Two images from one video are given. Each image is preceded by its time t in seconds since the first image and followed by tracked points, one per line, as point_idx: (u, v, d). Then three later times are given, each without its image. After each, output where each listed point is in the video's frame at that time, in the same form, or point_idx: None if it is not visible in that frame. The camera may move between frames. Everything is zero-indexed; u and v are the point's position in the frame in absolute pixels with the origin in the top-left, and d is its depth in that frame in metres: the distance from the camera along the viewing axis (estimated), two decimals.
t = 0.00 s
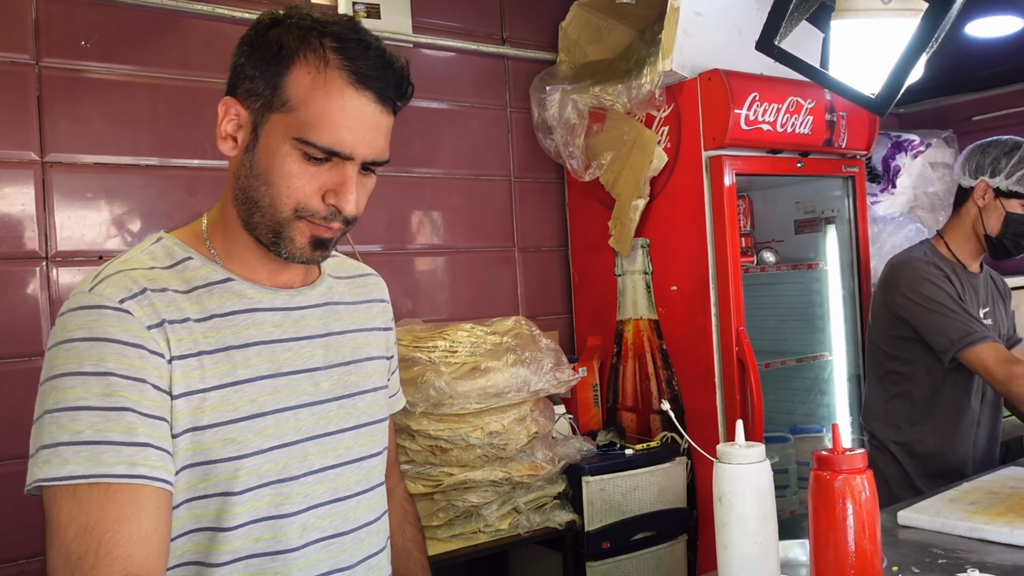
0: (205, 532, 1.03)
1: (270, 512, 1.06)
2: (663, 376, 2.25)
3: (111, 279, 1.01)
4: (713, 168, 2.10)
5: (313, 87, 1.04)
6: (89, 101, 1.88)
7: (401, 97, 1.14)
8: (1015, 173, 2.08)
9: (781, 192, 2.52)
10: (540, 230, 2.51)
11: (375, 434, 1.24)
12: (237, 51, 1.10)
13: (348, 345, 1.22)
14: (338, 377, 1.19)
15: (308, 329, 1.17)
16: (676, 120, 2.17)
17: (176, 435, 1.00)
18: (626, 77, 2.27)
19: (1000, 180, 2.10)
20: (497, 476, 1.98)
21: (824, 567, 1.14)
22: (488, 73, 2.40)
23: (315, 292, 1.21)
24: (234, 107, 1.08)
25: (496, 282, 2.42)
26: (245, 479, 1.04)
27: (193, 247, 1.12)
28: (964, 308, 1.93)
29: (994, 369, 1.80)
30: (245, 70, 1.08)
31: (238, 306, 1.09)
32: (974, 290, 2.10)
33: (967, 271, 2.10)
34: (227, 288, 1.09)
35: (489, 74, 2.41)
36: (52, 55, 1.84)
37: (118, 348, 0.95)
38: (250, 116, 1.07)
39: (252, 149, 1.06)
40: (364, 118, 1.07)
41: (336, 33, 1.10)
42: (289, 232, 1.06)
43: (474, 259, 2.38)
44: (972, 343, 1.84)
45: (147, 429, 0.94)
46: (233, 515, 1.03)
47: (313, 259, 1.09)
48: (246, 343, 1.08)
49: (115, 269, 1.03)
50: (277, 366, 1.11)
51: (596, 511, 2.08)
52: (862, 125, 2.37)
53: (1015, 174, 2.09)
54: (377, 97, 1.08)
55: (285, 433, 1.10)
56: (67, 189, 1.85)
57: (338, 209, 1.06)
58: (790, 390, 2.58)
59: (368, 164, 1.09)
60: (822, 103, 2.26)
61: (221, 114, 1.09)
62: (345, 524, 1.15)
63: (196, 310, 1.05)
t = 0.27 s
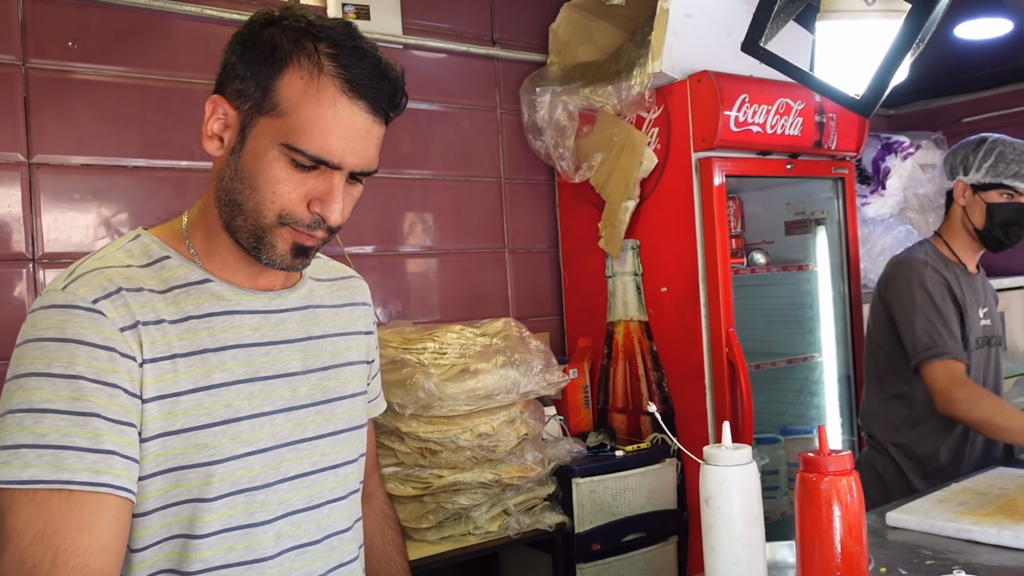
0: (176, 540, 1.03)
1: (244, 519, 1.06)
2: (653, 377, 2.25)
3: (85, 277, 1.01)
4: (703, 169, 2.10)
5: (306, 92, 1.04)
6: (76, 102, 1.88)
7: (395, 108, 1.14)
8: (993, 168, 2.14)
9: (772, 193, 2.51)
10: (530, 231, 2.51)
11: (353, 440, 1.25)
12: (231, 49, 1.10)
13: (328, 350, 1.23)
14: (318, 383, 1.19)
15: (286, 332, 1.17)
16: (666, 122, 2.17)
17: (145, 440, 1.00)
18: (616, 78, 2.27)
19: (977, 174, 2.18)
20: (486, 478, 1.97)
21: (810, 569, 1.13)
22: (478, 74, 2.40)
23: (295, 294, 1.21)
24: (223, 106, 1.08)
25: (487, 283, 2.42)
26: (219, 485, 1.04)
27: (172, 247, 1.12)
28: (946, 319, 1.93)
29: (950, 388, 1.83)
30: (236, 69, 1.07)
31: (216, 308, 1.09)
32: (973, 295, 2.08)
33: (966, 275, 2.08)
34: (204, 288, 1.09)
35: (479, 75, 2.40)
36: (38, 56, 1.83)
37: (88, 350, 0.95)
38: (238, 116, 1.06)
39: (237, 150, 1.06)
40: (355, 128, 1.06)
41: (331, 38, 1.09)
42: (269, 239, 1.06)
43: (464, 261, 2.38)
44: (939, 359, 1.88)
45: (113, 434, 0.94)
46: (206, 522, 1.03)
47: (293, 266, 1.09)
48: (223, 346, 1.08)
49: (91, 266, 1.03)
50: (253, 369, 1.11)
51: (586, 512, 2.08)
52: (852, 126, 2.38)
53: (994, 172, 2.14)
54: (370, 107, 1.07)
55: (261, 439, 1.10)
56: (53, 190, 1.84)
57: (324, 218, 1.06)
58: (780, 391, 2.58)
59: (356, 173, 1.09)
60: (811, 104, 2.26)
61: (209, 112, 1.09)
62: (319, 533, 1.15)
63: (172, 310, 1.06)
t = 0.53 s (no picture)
0: (128, 549, 1.05)
1: (196, 527, 1.09)
2: (644, 379, 2.25)
3: (32, 278, 1.02)
4: (694, 171, 2.11)
5: (275, 91, 1.05)
6: (64, 103, 1.87)
7: (362, 107, 1.16)
8: (954, 167, 2.22)
9: (763, 194, 2.51)
10: (522, 232, 2.51)
11: (309, 444, 1.28)
12: (192, 40, 1.09)
13: (285, 352, 1.27)
14: (274, 386, 1.23)
15: (242, 335, 1.20)
16: (657, 123, 2.17)
17: (97, 445, 1.02)
18: (607, 79, 2.27)
19: (933, 176, 2.26)
20: (477, 480, 1.97)
21: (799, 569, 1.12)
22: (470, 76, 2.40)
23: (251, 295, 1.24)
24: (184, 101, 1.08)
25: (479, 285, 2.42)
26: (172, 491, 1.07)
27: (123, 244, 1.14)
28: (868, 327, 2.06)
29: (841, 392, 2.07)
30: (200, 61, 1.07)
31: (169, 309, 1.12)
32: (940, 298, 2.11)
33: (925, 279, 2.12)
34: (157, 287, 1.12)
35: (471, 76, 2.40)
36: (26, 57, 1.82)
37: (34, 354, 0.96)
38: (202, 112, 1.06)
39: (199, 147, 1.06)
40: (327, 127, 1.08)
41: (300, 35, 1.11)
42: (231, 239, 1.07)
43: (455, 262, 2.38)
44: (846, 364, 2.06)
45: (62, 442, 0.95)
46: (157, 531, 1.06)
47: (250, 266, 1.11)
48: (177, 349, 1.11)
49: (38, 264, 1.05)
50: (207, 373, 1.14)
51: (578, 514, 2.08)
52: (842, 128, 2.39)
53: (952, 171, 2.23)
54: (340, 106, 1.10)
55: (216, 444, 1.13)
56: (42, 192, 1.83)
57: (289, 219, 1.08)
58: (771, 392, 2.59)
59: (322, 173, 1.11)
60: (802, 106, 2.26)
61: (169, 105, 1.08)
62: (274, 540, 1.19)
63: (123, 309, 1.08)
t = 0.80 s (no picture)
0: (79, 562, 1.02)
1: (145, 533, 1.06)
2: (637, 378, 2.25)
3: None
4: (686, 171, 2.11)
5: (218, 76, 1.02)
6: (55, 102, 1.86)
7: (311, 91, 1.14)
8: (861, 169, 2.17)
9: (755, 194, 2.51)
10: (515, 233, 2.51)
11: (256, 443, 1.27)
12: (127, 19, 1.05)
13: (228, 348, 1.25)
14: (218, 383, 1.21)
15: (186, 330, 1.18)
16: (649, 123, 2.17)
17: (35, 452, 0.97)
18: (599, 80, 2.27)
19: (851, 183, 2.21)
20: (470, 480, 1.97)
21: (791, 568, 1.12)
22: (462, 75, 2.40)
23: (193, 288, 1.22)
24: (118, 84, 1.03)
25: (471, 285, 2.42)
26: (119, 498, 1.04)
27: (55, 236, 1.08)
28: (822, 342, 1.96)
29: (805, 410, 1.96)
30: (136, 42, 1.03)
31: (107, 304, 1.08)
32: (891, 302, 2.01)
33: (875, 283, 2.02)
34: (93, 283, 1.07)
35: (463, 76, 2.40)
36: (17, 56, 1.82)
37: None
38: (138, 96, 1.02)
39: (137, 133, 1.02)
40: (271, 113, 1.05)
41: (242, 16, 1.07)
42: (173, 231, 1.04)
43: (448, 262, 2.38)
44: (806, 382, 1.96)
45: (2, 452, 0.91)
46: (105, 540, 1.02)
47: (193, 259, 1.07)
48: (119, 347, 1.07)
49: None
50: (152, 371, 1.11)
51: (570, 514, 2.08)
52: (834, 128, 2.40)
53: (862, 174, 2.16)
54: (287, 92, 1.07)
55: (162, 446, 1.10)
56: (33, 191, 1.83)
57: (234, 210, 1.05)
58: (763, 392, 2.59)
59: (269, 161, 1.08)
60: (794, 106, 2.28)
61: (101, 89, 1.03)
62: (221, 545, 1.17)
63: (58, 308, 1.03)
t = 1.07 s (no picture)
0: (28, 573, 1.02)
1: (92, 541, 1.06)
2: (631, 377, 2.25)
3: None
4: (679, 169, 2.12)
5: (155, 65, 1.00)
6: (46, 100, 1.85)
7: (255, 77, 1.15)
8: (788, 178, 2.11)
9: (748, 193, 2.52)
10: (508, 232, 2.51)
11: (200, 444, 1.28)
12: (55, 5, 1.02)
13: (168, 345, 1.25)
14: (161, 383, 1.21)
15: (126, 328, 1.17)
16: (643, 122, 2.18)
17: None
18: (593, 79, 2.27)
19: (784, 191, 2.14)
20: (464, 479, 1.97)
21: (786, 565, 1.12)
22: (455, 75, 2.40)
23: (129, 284, 1.21)
24: (45, 71, 1.00)
25: (464, 284, 2.42)
26: (66, 505, 1.04)
27: None
28: (789, 361, 1.95)
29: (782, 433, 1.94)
30: (66, 28, 1.01)
31: (41, 303, 1.06)
32: (846, 312, 2.00)
33: (835, 292, 2.01)
34: (28, 281, 1.05)
35: (456, 76, 2.40)
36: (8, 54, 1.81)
37: None
38: (68, 85, 1.00)
39: (68, 125, 1.00)
40: (211, 103, 1.04)
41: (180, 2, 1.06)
42: (110, 227, 1.02)
43: (441, 261, 2.37)
44: (779, 406, 1.94)
45: None
46: (53, 550, 1.02)
47: (131, 255, 1.06)
48: (57, 347, 1.06)
49: None
50: (94, 373, 1.10)
51: (564, 513, 2.08)
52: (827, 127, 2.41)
53: (792, 182, 2.11)
54: (230, 82, 1.06)
55: (108, 449, 1.09)
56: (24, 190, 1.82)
57: (175, 205, 1.04)
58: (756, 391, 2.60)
59: (210, 153, 1.07)
60: (787, 105, 2.29)
61: (26, 77, 1.00)
62: (167, 549, 1.18)
63: None
